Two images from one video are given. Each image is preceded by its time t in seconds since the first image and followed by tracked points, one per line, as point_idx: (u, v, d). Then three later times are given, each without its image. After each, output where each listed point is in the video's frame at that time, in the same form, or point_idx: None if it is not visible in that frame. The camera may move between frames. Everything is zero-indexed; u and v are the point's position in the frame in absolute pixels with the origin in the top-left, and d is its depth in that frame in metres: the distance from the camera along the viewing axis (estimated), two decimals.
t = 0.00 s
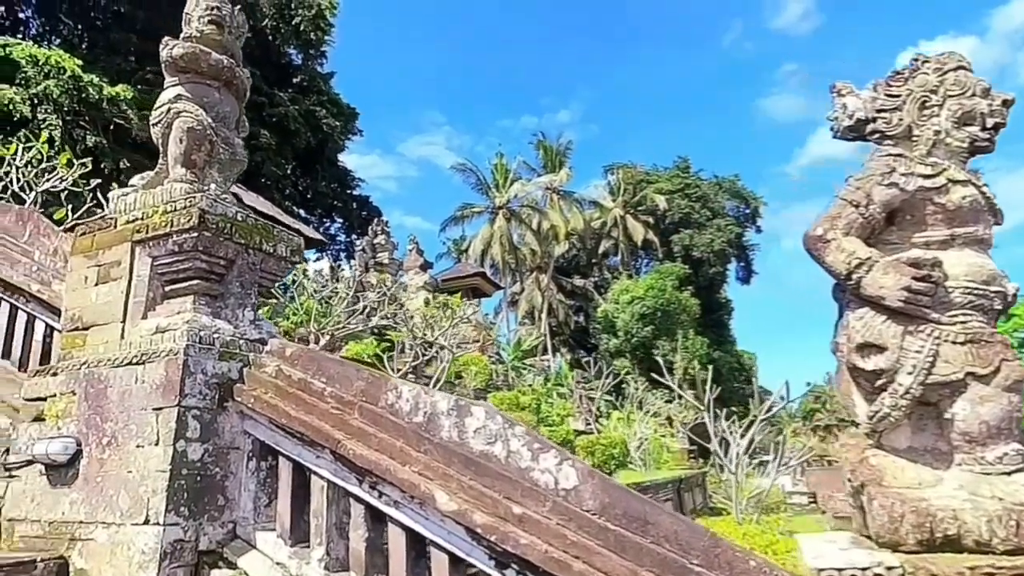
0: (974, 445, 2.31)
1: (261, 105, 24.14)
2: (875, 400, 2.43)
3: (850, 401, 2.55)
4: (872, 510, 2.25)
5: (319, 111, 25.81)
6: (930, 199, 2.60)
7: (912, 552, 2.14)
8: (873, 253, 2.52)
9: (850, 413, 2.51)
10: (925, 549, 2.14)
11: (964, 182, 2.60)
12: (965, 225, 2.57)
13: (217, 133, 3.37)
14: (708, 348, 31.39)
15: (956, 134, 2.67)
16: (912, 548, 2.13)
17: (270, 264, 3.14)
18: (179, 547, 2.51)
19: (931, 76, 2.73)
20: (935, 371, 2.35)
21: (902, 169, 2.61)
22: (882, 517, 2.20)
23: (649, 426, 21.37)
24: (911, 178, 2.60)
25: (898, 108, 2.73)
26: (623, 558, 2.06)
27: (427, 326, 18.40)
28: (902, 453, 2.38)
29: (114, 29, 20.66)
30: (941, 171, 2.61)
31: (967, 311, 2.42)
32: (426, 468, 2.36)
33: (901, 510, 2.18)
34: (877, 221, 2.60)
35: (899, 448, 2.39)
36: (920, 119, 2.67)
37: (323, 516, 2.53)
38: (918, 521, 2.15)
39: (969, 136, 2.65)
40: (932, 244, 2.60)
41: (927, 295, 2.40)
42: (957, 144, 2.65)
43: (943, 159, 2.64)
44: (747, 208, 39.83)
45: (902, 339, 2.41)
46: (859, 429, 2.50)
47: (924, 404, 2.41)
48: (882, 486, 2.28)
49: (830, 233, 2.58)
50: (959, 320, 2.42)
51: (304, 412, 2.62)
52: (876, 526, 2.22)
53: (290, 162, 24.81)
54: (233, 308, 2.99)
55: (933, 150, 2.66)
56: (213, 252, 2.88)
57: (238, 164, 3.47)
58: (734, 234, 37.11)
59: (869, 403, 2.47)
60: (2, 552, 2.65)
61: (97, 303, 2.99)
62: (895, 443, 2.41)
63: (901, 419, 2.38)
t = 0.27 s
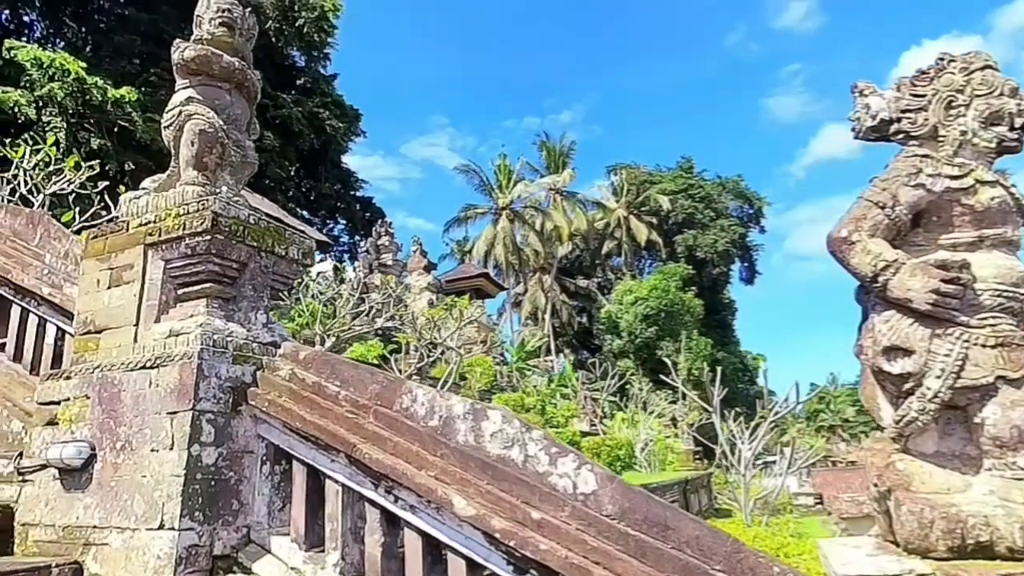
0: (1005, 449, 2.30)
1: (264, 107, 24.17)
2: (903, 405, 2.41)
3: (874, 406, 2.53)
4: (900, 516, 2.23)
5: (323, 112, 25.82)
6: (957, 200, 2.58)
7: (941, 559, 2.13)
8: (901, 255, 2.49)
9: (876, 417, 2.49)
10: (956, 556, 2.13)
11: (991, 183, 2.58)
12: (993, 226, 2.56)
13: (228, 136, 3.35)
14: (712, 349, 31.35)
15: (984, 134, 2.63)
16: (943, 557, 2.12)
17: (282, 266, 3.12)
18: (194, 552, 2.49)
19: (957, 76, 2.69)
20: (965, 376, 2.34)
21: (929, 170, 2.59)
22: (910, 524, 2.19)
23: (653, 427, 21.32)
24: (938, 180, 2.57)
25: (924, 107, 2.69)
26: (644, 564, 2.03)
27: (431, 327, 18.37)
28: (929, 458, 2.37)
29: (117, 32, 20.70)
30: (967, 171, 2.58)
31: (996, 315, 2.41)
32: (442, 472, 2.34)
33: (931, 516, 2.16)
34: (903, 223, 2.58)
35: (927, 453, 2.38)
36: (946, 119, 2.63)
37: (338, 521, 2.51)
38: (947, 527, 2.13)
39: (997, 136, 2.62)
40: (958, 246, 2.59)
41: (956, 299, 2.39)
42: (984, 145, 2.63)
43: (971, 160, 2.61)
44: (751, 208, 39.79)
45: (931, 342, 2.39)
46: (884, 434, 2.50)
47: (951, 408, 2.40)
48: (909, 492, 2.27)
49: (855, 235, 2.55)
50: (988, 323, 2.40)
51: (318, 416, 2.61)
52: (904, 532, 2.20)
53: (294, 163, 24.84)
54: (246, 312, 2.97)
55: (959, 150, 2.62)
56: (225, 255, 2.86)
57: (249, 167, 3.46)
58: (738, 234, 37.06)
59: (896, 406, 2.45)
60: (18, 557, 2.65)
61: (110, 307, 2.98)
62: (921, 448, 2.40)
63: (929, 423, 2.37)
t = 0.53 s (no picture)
0: None
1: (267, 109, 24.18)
2: (924, 410, 2.43)
3: (892, 410, 2.56)
4: (922, 524, 2.22)
5: (325, 115, 25.84)
6: (979, 203, 2.58)
7: (963, 566, 2.12)
8: (920, 260, 2.49)
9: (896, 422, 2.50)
10: (979, 563, 2.12)
11: (1015, 186, 2.57)
12: (1016, 230, 2.57)
13: (238, 139, 3.35)
14: (715, 350, 31.31)
15: (1006, 137, 2.61)
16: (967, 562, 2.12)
17: (292, 270, 3.11)
18: (206, 558, 2.48)
19: (979, 77, 2.67)
20: (989, 381, 2.35)
21: (949, 173, 2.58)
22: (932, 532, 2.18)
23: (657, 430, 21.26)
24: (959, 183, 2.57)
25: (942, 107, 2.67)
26: (661, 571, 2.02)
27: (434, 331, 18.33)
28: (950, 463, 2.39)
29: (120, 35, 20.73)
30: (988, 174, 2.58)
31: (1018, 320, 2.41)
32: (456, 478, 2.32)
33: (955, 524, 2.15)
34: (922, 226, 2.58)
35: (946, 458, 2.40)
36: (967, 119, 2.61)
37: (350, 526, 2.50)
38: (972, 534, 2.12)
39: (1019, 136, 2.62)
40: (979, 249, 2.60)
41: (977, 303, 2.40)
42: (1006, 147, 2.61)
43: (992, 162, 2.59)
44: (753, 209, 39.80)
45: (953, 346, 2.40)
46: (906, 438, 2.50)
47: (975, 414, 2.41)
48: (930, 497, 2.28)
49: (876, 239, 2.56)
50: (1010, 328, 2.41)
51: (329, 420, 2.60)
52: (928, 540, 2.19)
53: (296, 165, 24.86)
54: (256, 315, 2.96)
55: (980, 153, 2.60)
56: (236, 259, 2.85)
57: (258, 171, 3.45)
58: (740, 235, 37.04)
59: (914, 410, 2.47)
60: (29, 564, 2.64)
61: (120, 311, 2.97)
62: (941, 453, 2.42)
63: (949, 428, 2.39)
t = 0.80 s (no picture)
0: None
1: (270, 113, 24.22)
2: (956, 421, 2.63)
3: (922, 422, 2.76)
4: (958, 537, 2.38)
5: (328, 118, 25.88)
6: (1010, 212, 2.80)
7: None
8: (953, 268, 2.71)
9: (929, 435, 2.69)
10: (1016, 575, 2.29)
11: None
12: None
13: (250, 146, 3.34)
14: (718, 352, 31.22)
15: None
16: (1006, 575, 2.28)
17: (306, 277, 3.09)
18: (223, 569, 2.46)
19: (1006, 85, 2.90)
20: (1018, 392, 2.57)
21: (981, 179, 2.80)
22: (967, 545, 2.35)
23: (661, 433, 21.16)
24: (992, 190, 2.79)
25: (971, 115, 2.91)
26: None
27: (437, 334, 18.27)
28: (979, 473, 2.60)
29: (124, 39, 20.79)
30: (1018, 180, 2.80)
31: None
32: (475, 487, 2.30)
33: (990, 537, 2.32)
34: (955, 234, 2.80)
35: (975, 468, 2.61)
36: (996, 127, 2.85)
37: (367, 536, 2.47)
38: (1007, 548, 2.29)
39: None
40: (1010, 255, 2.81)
41: (1008, 314, 2.62)
42: None
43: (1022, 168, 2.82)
44: (757, 211, 39.79)
45: (985, 356, 2.62)
46: (934, 449, 2.71)
47: (1006, 424, 2.63)
48: (963, 509, 2.45)
49: (904, 247, 2.80)
50: None
51: (346, 430, 2.57)
52: (962, 554, 2.36)
53: (299, 169, 24.88)
54: (271, 323, 2.94)
55: (1010, 160, 2.83)
56: (250, 267, 2.83)
57: (271, 177, 3.44)
58: (743, 236, 37.01)
59: (945, 423, 2.67)
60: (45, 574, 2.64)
61: (134, 319, 2.95)
62: (972, 463, 2.62)
63: (980, 439, 2.60)
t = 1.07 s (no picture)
0: None
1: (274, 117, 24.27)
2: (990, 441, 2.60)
3: (955, 441, 2.72)
4: (994, 563, 2.40)
5: (332, 122, 25.93)
6: None
7: None
8: (981, 282, 2.71)
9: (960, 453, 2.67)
10: None
11: None
12: None
13: (263, 156, 3.32)
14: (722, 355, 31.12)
15: None
16: None
17: (320, 288, 3.06)
18: None
19: None
20: None
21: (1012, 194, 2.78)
22: None
23: (666, 437, 21.08)
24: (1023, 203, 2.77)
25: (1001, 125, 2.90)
26: None
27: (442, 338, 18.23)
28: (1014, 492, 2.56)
29: (129, 44, 20.86)
30: None
31: None
32: (494, 502, 2.27)
33: None
34: (985, 248, 2.79)
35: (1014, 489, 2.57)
36: None
37: (384, 551, 2.45)
38: None
39: None
40: None
41: None
42: None
43: None
44: (760, 213, 39.75)
45: (1017, 374, 2.60)
46: (966, 466, 2.68)
47: None
48: (999, 532, 2.44)
49: (934, 261, 2.77)
50: None
51: (363, 443, 2.55)
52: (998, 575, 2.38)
53: (303, 172, 24.91)
54: (285, 335, 2.92)
55: None
56: (265, 278, 2.80)
57: (284, 187, 3.42)
58: (747, 239, 36.95)
59: (978, 442, 2.64)
60: None
61: (149, 331, 2.94)
62: (1007, 484, 2.58)
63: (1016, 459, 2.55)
